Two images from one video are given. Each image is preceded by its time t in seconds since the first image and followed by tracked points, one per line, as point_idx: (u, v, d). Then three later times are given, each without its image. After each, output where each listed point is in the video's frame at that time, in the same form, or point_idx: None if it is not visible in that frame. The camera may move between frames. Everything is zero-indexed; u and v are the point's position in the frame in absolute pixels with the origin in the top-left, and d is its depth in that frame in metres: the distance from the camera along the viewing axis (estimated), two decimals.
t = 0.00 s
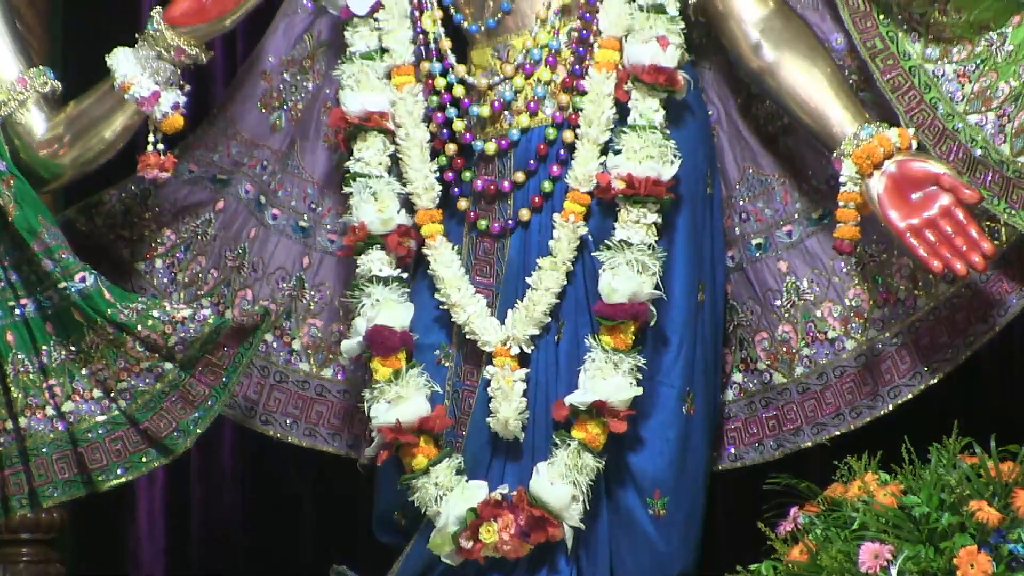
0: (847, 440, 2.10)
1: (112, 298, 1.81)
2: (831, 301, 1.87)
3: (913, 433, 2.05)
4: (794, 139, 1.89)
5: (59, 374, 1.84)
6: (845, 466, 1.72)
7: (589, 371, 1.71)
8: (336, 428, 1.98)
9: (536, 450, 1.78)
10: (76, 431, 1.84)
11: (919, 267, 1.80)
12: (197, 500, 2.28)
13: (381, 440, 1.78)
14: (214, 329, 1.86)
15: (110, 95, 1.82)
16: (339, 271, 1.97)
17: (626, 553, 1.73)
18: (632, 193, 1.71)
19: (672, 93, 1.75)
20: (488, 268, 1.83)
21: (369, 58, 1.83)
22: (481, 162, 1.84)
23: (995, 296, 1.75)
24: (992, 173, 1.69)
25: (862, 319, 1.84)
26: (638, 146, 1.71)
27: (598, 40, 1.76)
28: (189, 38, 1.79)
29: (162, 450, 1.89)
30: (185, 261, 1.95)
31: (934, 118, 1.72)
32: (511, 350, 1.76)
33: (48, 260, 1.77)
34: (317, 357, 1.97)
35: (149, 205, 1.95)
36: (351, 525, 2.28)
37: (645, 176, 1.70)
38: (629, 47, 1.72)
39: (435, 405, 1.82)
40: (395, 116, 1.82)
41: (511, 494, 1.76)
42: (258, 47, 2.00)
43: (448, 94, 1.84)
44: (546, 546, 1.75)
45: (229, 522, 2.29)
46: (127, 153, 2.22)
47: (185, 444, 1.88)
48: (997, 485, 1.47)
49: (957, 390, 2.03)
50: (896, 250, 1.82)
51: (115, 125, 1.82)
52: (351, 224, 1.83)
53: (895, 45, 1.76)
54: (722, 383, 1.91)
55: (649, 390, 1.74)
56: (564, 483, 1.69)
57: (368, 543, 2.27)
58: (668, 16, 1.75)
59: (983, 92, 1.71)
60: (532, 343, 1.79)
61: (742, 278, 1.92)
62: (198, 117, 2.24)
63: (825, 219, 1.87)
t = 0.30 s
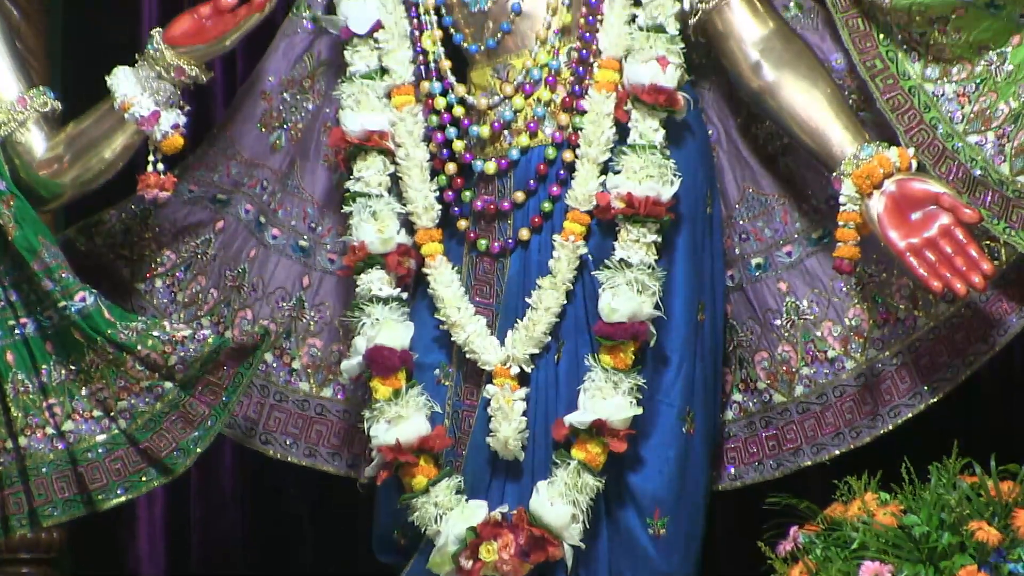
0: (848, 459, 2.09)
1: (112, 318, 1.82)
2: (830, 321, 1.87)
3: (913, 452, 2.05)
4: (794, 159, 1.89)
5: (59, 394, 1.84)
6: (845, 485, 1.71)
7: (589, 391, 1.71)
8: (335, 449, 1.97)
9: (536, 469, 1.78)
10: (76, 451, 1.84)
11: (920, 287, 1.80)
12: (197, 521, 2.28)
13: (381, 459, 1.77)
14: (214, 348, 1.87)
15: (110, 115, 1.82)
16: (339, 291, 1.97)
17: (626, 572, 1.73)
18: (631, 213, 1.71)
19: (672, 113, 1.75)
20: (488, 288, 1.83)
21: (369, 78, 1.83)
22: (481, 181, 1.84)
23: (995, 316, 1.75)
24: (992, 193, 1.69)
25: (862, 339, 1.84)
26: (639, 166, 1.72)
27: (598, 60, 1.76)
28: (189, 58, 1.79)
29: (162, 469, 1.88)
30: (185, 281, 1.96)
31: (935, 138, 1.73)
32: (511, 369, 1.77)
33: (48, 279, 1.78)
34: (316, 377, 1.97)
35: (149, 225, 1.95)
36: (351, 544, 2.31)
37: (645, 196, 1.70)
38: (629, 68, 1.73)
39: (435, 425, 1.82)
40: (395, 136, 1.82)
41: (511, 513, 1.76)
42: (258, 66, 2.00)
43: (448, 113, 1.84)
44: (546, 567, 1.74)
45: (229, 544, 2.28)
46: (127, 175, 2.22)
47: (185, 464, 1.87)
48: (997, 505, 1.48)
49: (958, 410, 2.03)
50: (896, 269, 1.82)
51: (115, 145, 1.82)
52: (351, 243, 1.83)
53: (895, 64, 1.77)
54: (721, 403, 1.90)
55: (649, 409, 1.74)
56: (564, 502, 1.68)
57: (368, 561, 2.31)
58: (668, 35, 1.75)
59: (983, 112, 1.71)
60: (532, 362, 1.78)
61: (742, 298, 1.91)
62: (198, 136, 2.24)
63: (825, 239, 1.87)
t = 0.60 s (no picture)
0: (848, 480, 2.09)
1: (112, 337, 1.82)
2: (830, 341, 1.86)
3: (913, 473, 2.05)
4: (794, 179, 1.89)
5: (59, 414, 1.84)
6: (845, 506, 1.70)
7: (589, 411, 1.71)
8: (335, 468, 1.98)
9: (536, 490, 1.77)
10: (76, 471, 1.84)
11: (919, 308, 1.80)
12: (199, 540, 2.26)
13: (381, 480, 1.77)
14: (213, 368, 1.87)
15: (110, 135, 1.82)
16: (340, 312, 1.97)
17: None
18: (631, 233, 1.71)
19: (672, 133, 1.75)
20: (488, 309, 1.84)
21: (369, 98, 1.84)
22: (481, 202, 1.85)
23: (995, 336, 1.75)
24: (991, 214, 1.70)
25: (862, 359, 1.84)
26: (638, 186, 1.72)
27: (598, 80, 1.77)
28: (189, 78, 1.79)
29: (162, 490, 1.88)
30: (185, 301, 1.96)
31: (935, 158, 1.73)
32: (511, 390, 1.76)
33: (48, 300, 1.78)
34: (316, 397, 1.97)
35: (149, 245, 1.96)
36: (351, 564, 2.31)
37: (644, 216, 1.70)
38: (629, 88, 1.73)
39: (435, 445, 1.82)
40: (395, 156, 1.82)
41: (511, 534, 1.76)
42: (258, 86, 2.00)
43: (448, 134, 1.84)
44: None
45: (229, 564, 2.26)
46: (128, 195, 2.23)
47: (185, 484, 1.88)
48: (996, 526, 1.48)
49: (959, 431, 2.03)
50: (896, 290, 1.81)
51: (115, 165, 1.82)
52: (351, 263, 1.83)
53: (894, 85, 1.77)
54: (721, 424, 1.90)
55: (649, 429, 1.74)
56: (564, 523, 1.68)
57: None
58: (668, 56, 1.75)
59: (983, 132, 1.71)
60: (532, 383, 1.78)
61: (742, 318, 1.92)
62: (198, 157, 2.26)
63: (825, 259, 1.87)
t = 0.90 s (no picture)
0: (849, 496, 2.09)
1: (112, 354, 1.82)
2: (830, 357, 1.86)
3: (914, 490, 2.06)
4: (794, 196, 1.89)
5: (59, 431, 1.84)
6: (845, 522, 1.69)
7: (589, 428, 1.70)
8: (335, 485, 1.97)
9: (536, 507, 1.78)
10: (75, 488, 1.84)
11: (919, 323, 1.80)
12: (199, 556, 2.24)
13: (381, 496, 1.77)
14: (213, 385, 1.87)
15: (110, 151, 1.82)
16: (340, 329, 1.97)
17: None
18: (631, 249, 1.71)
19: (672, 149, 1.75)
20: (488, 325, 1.84)
21: (369, 115, 1.84)
22: (481, 218, 1.85)
23: (995, 352, 1.75)
24: (991, 230, 1.69)
25: (862, 376, 1.84)
26: (638, 203, 1.71)
27: (598, 97, 1.77)
28: (189, 96, 1.79)
29: (161, 506, 1.88)
30: (185, 318, 1.96)
31: (934, 174, 1.73)
32: (511, 406, 1.76)
33: (48, 316, 1.78)
34: (316, 414, 1.97)
35: (149, 261, 1.96)
36: None
37: (644, 233, 1.70)
38: (629, 104, 1.73)
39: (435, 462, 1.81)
40: (395, 172, 1.82)
41: (511, 550, 1.77)
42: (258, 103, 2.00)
43: (448, 150, 1.84)
44: None
45: None
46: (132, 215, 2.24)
47: (185, 501, 1.88)
48: (996, 542, 1.48)
49: (959, 448, 2.04)
50: (896, 307, 1.81)
51: (115, 182, 1.82)
52: (351, 280, 1.84)
53: (894, 102, 1.78)
54: (722, 440, 1.90)
55: (649, 446, 1.74)
56: (564, 539, 1.68)
57: None
58: (668, 73, 1.74)
59: (983, 149, 1.71)
60: (532, 400, 1.79)
61: (742, 335, 1.92)
62: (199, 173, 2.27)
63: (825, 276, 1.87)
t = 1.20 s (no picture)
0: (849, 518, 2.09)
1: (112, 373, 1.81)
2: (831, 377, 1.86)
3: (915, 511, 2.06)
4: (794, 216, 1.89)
5: (59, 450, 1.84)
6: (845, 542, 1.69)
7: (589, 447, 1.70)
8: (336, 505, 1.98)
9: (536, 527, 1.77)
10: (76, 507, 1.84)
11: (920, 343, 1.79)
12: (199, 575, 2.25)
13: (381, 515, 1.77)
14: (214, 404, 1.88)
15: (110, 170, 1.82)
16: (340, 348, 1.97)
17: None
18: (632, 269, 1.71)
19: (672, 168, 1.75)
20: (488, 344, 1.84)
21: (369, 134, 1.84)
22: (481, 237, 1.85)
23: (995, 372, 1.75)
24: (992, 250, 1.69)
25: (862, 395, 1.84)
26: (638, 222, 1.72)
27: (599, 117, 1.77)
28: (189, 115, 1.80)
29: (162, 526, 1.89)
30: (185, 337, 1.96)
31: (935, 194, 1.73)
32: (511, 425, 1.76)
33: (48, 335, 1.78)
34: (317, 434, 1.97)
35: (149, 280, 1.96)
36: None
37: (645, 252, 1.70)
38: (629, 123, 1.73)
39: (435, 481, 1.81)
40: (396, 192, 1.83)
41: (512, 570, 1.76)
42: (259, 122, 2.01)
43: (448, 170, 1.85)
44: None
45: None
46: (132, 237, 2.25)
47: (185, 520, 1.88)
48: (997, 562, 1.47)
49: (960, 469, 2.04)
50: (896, 326, 1.81)
51: (115, 202, 1.83)
52: (351, 299, 1.84)
53: (894, 122, 1.78)
54: (722, 460, 1.90)
55: (649, 465, 1.73)
56: (564, 559, 1.68)
57: None
58: (668, 92, 1.74)
59: (983, 168, 1.71)
60: (532, 419, 1.78)
61: (742, 354, 1.92)
62: (199, 195, 2.29)
63: (825, 296, 1.87)
